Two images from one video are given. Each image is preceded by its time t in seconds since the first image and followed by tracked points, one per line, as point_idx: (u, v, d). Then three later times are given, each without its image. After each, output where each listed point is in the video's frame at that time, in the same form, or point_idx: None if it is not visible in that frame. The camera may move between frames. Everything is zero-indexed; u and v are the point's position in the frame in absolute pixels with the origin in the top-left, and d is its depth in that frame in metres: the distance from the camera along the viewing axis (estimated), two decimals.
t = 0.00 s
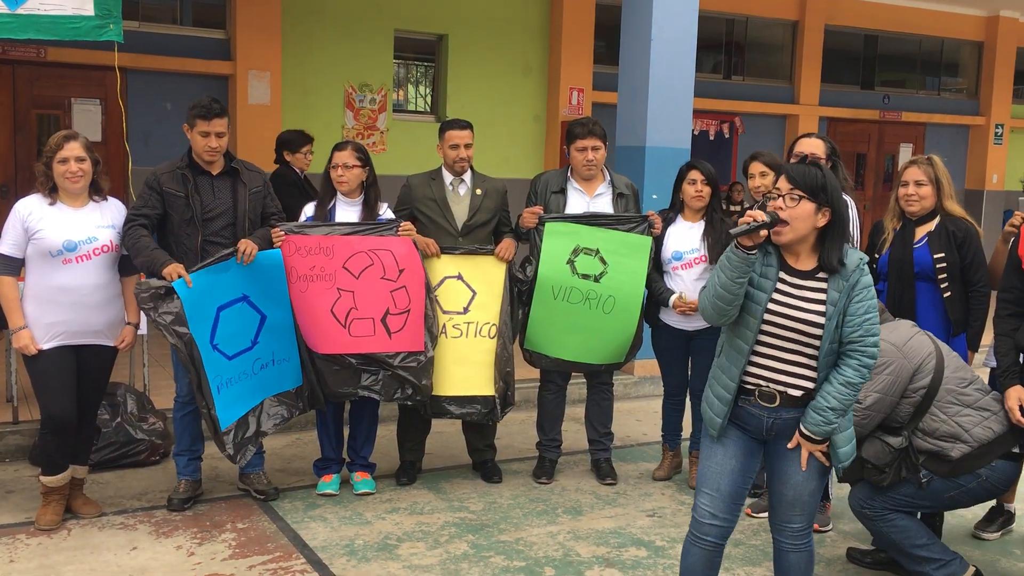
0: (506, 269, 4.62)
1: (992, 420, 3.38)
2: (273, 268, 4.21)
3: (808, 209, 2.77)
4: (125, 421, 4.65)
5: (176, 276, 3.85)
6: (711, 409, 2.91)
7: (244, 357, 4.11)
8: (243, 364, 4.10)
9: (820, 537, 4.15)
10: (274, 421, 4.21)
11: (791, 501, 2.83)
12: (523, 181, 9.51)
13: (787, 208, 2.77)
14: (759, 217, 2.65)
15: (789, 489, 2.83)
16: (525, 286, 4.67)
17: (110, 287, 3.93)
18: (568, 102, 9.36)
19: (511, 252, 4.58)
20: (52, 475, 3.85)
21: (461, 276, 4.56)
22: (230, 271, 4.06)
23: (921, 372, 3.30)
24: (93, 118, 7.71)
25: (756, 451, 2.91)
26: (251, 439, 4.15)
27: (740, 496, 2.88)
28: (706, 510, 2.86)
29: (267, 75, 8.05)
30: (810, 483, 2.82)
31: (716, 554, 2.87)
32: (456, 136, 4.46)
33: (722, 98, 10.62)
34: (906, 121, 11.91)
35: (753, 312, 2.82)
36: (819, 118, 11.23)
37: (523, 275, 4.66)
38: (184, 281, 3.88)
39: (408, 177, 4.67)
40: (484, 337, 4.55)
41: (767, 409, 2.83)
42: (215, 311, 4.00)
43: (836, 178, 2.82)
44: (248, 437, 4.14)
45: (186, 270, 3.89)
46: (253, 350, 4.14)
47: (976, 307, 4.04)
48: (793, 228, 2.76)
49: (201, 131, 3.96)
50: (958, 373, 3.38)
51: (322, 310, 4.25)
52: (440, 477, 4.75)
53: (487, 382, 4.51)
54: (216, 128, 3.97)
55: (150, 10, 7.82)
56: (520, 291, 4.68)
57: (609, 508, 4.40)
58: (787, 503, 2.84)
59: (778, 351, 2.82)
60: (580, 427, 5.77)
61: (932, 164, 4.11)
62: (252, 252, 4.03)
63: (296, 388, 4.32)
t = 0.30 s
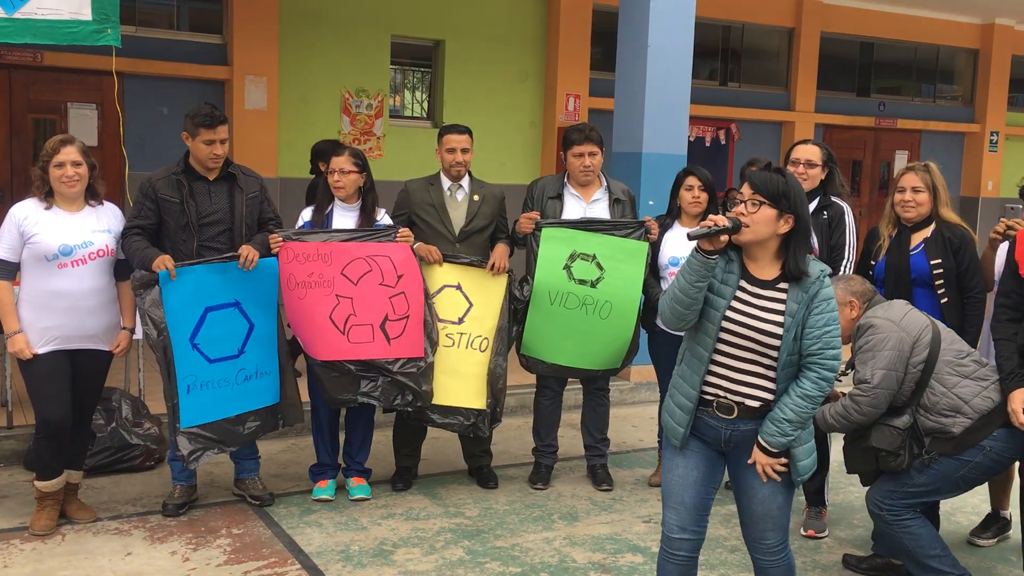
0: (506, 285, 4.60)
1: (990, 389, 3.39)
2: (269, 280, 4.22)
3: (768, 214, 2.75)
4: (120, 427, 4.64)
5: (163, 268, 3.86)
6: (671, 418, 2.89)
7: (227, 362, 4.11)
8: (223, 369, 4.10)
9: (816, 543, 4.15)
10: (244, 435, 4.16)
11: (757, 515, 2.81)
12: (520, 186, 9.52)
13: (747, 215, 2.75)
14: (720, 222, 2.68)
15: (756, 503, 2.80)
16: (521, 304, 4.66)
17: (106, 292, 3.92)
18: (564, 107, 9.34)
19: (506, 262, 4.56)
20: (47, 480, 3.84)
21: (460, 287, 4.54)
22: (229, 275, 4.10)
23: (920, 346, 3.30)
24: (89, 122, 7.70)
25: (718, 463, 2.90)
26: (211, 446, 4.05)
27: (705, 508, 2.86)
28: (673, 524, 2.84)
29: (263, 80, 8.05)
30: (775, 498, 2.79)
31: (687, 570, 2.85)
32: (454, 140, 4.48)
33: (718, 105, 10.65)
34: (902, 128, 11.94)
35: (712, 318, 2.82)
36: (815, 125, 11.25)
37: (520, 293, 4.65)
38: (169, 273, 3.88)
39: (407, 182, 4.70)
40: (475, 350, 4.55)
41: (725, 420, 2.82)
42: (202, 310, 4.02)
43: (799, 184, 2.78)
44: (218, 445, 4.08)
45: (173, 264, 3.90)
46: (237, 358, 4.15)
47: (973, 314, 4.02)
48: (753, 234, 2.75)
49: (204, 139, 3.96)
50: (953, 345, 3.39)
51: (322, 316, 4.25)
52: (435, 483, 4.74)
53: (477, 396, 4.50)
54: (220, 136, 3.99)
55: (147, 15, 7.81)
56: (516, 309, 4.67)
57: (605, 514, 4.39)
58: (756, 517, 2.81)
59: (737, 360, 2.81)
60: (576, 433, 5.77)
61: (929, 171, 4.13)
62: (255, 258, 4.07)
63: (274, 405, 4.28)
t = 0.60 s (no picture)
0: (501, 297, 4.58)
1: (998, 372, 3.38)
2: (248, 309, 4.10)
3: (718, 211, 2.72)
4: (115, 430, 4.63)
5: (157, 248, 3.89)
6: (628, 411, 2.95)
7: (171, 365, 3.97)
8: (163, 368, 3.95)
9: (811, 549, 4.15)
10: (149, 447, 3.91)
11: (721, 522, 2.73)
12: (517, 191, 9.53)
13: (697, 210, 2.73)
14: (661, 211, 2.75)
15: (717, 508, 2.74)
16: (514, 319, 4.58)
17: (102, 295, 3.93)
18: (561, 112, 9.36)
19: (488, 271, 4.50)
20: (41, 483, 3.82)
21: (455, 293, 4.54)
22: (223, 282, 4.05)
23: (935, 321, 3.33)
24: (86, 124, 7.69)
25: (689, 465, 2.84)
26: (115, 435, 3.86)
27: (690, 508, 2.84)
28: (661, 525, 2.84)
29: (260, 84, 8.06)
30: (736, 504, 2.72)
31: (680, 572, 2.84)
32: (452, 142, 4.50)
33: (715, 110, 10.68)
34: (898, 134, 11.97)
35: (663, 312, 2.85)
36: (812, 130, 11.28)
37: (514, 306, 4.58)
38: (163, 254, 3.91)
39: (405, 186, 4.70)
40: (464, 357, 4.53)
41: (686, 419, 2.76)
42: (173, 301, 3.97)
43: (760, 183, 2.73)
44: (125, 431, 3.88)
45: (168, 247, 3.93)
46: (182, 368, 3.98)
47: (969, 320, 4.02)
48: (701, 229, 2.74)
49: (201, 142, 3.97)
50: (966, 324, 3.40)
51: (317, 319, 4.24)
52: (430, 487, 4.73)
53: (465, 403, 4.46)
54: (216, 139, 3.99)
55: (145, 18, 7.81)
56: (509, 323, 4.61)
57: (600, 519, 4.39)
58: (718, 522, 2.74)
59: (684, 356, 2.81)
60: (572, 438, 5.77)
61: (926, 177, 4.13)
62: (254, 280, 4.10)
63: (198, 435, 3.99)
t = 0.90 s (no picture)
0: (497, 298, 4.58)
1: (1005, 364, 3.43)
2: (239, 315, 4.04)
3: (720, 214, 2.70)
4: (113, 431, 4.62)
5: (155, 237, 3.89)
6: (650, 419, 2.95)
7: (149, 357, 3.93)
8: (142, 360, 3.92)
9: (810, 552, 4.14)
10: (112, 436, 3.87)
11: (720, 527, 2.72)
12: (517, 193, 9.53)
13: (699, 213, 2.72)
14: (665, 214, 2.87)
15: (716, 514, 2.71)
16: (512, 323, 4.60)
17: (101, 294, 3.92)
18: (561, 114, 9.35)
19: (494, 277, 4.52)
20: (39, 483, 3.81)
21: (452, 294, 4.53)
22: (218, 283, 4.01)
23: (968, 295, 3.37)
24: (85, 125, 7.69)
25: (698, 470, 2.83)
26: (87, 420, 3.81)
27: (698, 512, 2.83)
28: (669, 527, 2.85)
29: (260, 85, 8.06)
30: (734, 511, 2.68)
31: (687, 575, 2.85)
32: (454, 143, 4.51)
33: (714, 113, 10.68)
34: (898, 138, 11.98)
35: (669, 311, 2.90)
36: (811, 134, 11.28)
37: (512, 310, 4.59)
38: (160, 244, 3.91)
39: (405, 186, 4.71)
40: (460, 359, 4.52)
41: (686, 423, 2.78)
42: (163, 293, 3.96)
43: (764, 186, 2.70)
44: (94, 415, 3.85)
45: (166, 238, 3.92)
46: (159, 363, 3.94)
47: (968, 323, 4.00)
48: (702, 232, 2.72)
49: (203, 141, 3.98)
50: (990, 307, 3.45)
51: (316, 320, 4.24)
52: (429, 489, 4.73)
53: (462, 406, 4.45)
54: (219, 139, 4.01)
55: (145, 19, 7.80)
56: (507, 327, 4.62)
57: (599, 521, 4.39)
58: (720, 529, 2.72)
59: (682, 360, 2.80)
60: (571, 440, 5.76)
61: (927, 182, 4.16)
62: (259, 286, 4.12)
63: (165, 435, 3.94)
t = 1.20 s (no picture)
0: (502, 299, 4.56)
1: None
2: (245, 305, 4.04)
3: (731, 214, 2.71)
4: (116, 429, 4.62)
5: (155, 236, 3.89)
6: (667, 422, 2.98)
7: (159, 357, 3.93)
8: (152, 360, 3.92)
9: (813, 553, 4.14)
10: (128, 438, 3.87)
11: (725, 531, 2.71)
12: (520, 193, 9.52)
13: (712, 212, 2.74)
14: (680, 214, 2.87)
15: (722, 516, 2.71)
16: (517, 324, 4.55)
17: (104, 293, 3.91)
18: (565, 115, 9.37)
19: (493, 270, 4.50)
20: (42, 482, 3.82)
21: (455, 294, 4.52)
22: (221, 274, 4.01)
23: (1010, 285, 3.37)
24: (89, 124, 7.69)
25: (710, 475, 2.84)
26: (100, 425, 3.83)
27: (708, 516, 2.82)
28: (678, 530, 2.86)
29: (264, 84, 8.06)
30: (738, 514, 2.68)
31: None
32: (458, 143, 4.50)
33: (717, 113, 10.68)
34: (902, 139, 11.96)
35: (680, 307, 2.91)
36: (815, 135, 11.27)
37: (517, 311, 4.54)
38: (159, 242, 3.91)
39: (410, 186, 4.72)
40: (463, 360, 4.49)
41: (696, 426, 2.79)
42: (165, 291, 3.95)
43: (779, 189, 2.68)
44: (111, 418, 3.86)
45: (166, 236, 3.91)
46: (168, 360, 3.93)
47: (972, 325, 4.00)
48: (713, 231, 2.74)
49: (208, 140, 3.99)
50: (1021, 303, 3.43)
51: (319, 319, 4.23)
52: (432, 489, 4.73)
53: (464, 406, 4.44)
54: (224, 138, 4.01)
55: (149, 18, 7.81)
56: (513, 328, 4.57)
57: (601, 522, 4.38)
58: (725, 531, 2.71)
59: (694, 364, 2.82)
60: (574, 440, 5.76)
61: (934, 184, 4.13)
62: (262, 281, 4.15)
63: (181, 432, 3.91)
